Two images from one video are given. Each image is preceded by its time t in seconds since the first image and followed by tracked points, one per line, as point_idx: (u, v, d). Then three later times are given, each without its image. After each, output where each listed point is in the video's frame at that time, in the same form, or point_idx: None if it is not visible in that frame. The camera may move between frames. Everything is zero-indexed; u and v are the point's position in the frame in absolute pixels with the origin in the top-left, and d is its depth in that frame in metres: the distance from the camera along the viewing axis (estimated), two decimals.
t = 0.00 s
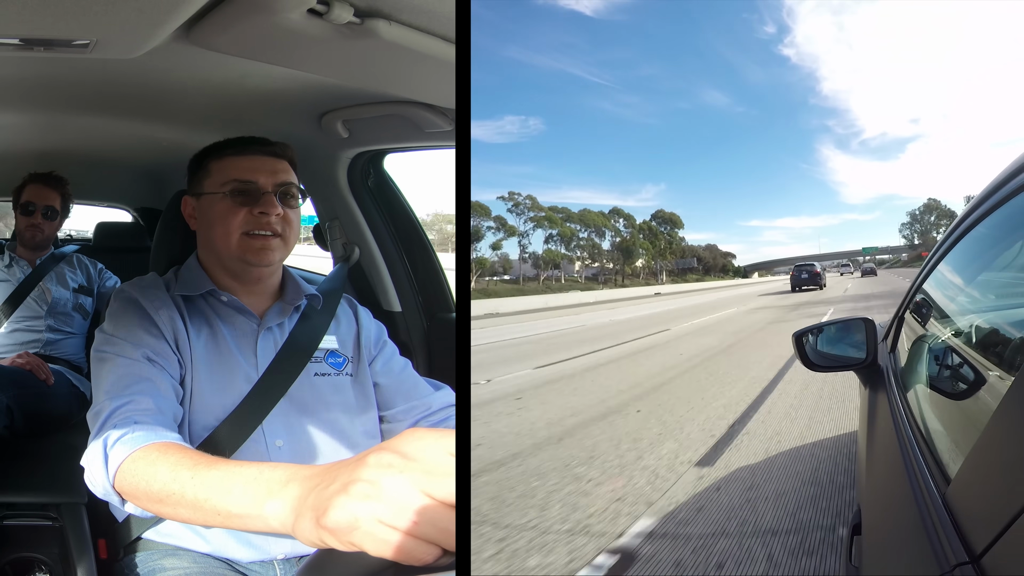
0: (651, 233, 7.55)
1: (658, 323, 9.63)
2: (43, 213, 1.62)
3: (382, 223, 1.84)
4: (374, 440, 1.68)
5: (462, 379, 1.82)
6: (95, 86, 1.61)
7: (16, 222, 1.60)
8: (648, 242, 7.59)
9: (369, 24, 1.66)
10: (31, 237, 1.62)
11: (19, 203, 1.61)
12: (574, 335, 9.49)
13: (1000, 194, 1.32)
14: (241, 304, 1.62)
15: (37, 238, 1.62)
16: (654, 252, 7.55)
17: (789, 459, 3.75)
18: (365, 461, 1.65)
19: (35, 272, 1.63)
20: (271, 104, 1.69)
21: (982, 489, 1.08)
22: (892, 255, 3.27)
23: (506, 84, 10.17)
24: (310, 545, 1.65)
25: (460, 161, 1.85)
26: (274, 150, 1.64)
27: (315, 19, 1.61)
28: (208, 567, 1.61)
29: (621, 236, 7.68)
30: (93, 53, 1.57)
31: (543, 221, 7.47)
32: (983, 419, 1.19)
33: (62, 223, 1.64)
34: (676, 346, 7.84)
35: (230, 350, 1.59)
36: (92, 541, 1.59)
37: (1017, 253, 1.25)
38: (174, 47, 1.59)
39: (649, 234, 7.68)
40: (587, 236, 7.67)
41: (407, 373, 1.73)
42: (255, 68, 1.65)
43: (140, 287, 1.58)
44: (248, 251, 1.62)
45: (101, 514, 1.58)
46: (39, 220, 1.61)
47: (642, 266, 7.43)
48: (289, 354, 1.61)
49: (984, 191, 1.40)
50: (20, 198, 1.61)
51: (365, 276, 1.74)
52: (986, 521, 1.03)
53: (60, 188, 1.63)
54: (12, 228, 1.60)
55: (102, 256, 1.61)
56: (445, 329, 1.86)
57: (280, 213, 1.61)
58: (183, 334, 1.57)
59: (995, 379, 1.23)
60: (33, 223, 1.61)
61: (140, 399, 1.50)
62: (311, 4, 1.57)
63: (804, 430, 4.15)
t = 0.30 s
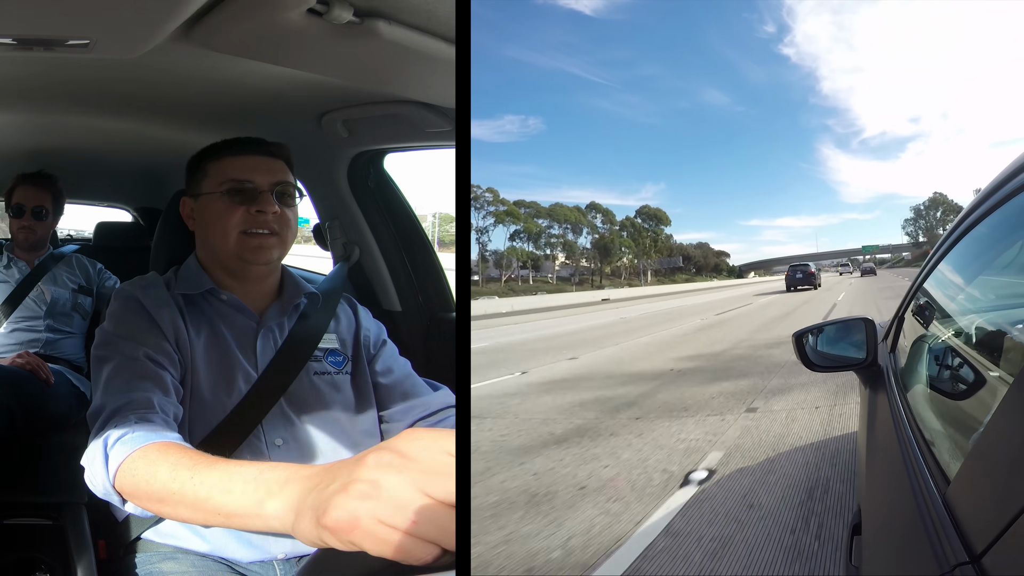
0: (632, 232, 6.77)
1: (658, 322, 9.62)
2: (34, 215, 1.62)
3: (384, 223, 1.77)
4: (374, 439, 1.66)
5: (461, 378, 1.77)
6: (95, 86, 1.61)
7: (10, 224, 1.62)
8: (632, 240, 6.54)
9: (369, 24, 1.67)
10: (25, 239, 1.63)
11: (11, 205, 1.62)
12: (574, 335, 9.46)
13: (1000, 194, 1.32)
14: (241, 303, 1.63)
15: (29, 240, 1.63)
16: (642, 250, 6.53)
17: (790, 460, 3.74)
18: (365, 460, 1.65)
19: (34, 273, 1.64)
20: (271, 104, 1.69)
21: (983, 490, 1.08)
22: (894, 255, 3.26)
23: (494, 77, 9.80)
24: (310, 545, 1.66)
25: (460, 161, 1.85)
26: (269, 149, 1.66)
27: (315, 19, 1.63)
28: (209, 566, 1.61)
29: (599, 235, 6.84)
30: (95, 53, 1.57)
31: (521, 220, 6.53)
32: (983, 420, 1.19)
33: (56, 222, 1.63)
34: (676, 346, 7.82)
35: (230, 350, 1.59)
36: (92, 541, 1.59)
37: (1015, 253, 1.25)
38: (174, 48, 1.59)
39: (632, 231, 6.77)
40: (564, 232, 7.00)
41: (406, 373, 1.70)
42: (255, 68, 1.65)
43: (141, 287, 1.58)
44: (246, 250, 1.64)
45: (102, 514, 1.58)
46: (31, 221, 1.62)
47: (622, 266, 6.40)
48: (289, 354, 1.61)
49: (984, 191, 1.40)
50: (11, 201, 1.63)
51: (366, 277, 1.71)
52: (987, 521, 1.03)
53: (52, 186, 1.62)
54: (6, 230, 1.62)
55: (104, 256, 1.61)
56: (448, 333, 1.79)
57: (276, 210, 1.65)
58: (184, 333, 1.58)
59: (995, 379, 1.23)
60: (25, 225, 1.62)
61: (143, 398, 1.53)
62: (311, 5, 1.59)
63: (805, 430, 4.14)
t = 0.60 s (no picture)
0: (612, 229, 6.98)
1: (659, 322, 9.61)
2: (31, 212, 1.61)
3: (385, 220, 1.77)
4: (375, 440, 1.67)
5: (461, 377, 1.77)
6: (93, 84, 1.61)
7: (10, 223, 1.62)
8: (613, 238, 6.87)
9: (369, 23, 1.70)
10: (25, 237, 1.62)
11: (10, 204, 1.62)
12: (575, 334, 9.45)
13: (1000, 194, 1.31)
14: (241, 301, 1.62)
15: (28, 237, 1.61)
16: (623, 249, 6.82)
17: (790, 461, 3.73)
18: (365, 461, 1.66)
19: (33, 273, 1.60)
20: (271, 103, 1.69)
21: (983, 488, 1.08)
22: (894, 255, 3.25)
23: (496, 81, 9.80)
24: (307, 545, 1.65)
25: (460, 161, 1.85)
26: (267, 149, 1.67)
27: (315, 20, 1.66)
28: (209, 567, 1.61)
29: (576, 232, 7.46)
30: (94, 53, 1.59)
31: (487, 221, 5.42)
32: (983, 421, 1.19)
33: (54, 219, 1.61)
34: (676, 346, 7.81)
35: (230, 349, 1.59)
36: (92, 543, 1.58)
37: (1013, 252, 1.25)
38: (174, 47, 1.61)
39: (615, 228, 6.96)
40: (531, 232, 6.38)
41: (406, 373, 1.72)
42: (254, 67, 1.66)
43: (141, 286, 1.58)
44: (244, 250, 1.65)
45: (100, 514, 1.57)
46: (29, 219, 1.61)
47: (601, 264, 6.68)
48: (289, 354, 1.61)
49: (984, 192, 1.40)
50: (9, 198, 1.63)
51: (366, 276, 1.71)
52: (987, 521, 1.03)
53: (51, 184, 1.61)
54: (6, 229, 1.62)
55: (103, 255, 1.60)
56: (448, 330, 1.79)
57: (272, 210, 1.65)
58: (183, 333, 1.59)
59: (995, 379, 1.23)
60: (24, 223, 1.62)
61: (143, 399, 1.54)
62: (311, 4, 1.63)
63: (805, 431, 4.13)
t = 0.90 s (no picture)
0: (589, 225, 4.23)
1: (660, 323, 9.59)
2: (34, 213, 1.62)
3: (385, 220, 1.78)
4: (377, 441, 1.68)
5: (461, 378, 1.75)
6: (93, 85, 1.61)
7: (12, 224, 1.62)
8: (589, 234, 4.16)
9: (369, 24, 1.70)
10: (27, 238, 1.62)
11: (13, 205, 1.62)
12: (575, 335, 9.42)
13: (1000, 193, 1.31)
14: (241, 303, 1.62)
15: (30, 237, 1.61)
16: (602, 248, 4.16)
17: (789, 462, 3.72)
18: (366, 462, 1.67)
19: (35, 274, 1.61)
20: (271, 103, 1.69)
21: (983, 488, 1.08)
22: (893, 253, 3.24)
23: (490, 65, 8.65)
24: (308, 546, 1.65)
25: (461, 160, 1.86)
26: (268, 151, 1.67)
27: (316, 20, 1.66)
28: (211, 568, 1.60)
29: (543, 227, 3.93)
30: (93, 53, 1.60)
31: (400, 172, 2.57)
32: (982, 421, 1.19)
33: (55, 220, 1.61)
34: (677, 346, 7.78)
35: (231, 351, 1.59)
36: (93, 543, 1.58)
37: (1012, 251, 1.25)
38: (174, 47, 1.61)
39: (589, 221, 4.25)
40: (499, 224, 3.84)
41: (408, 374, 1.72)
42: (255, 67, 1.66)
43: (141, 288, 1.59)
44: (244, 252, 1.65)
45: (100, 515, 1.57)
46: (32, 219, 1.62)
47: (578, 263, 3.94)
48: (291, 354, 1.61)
49: (984, 192, 1.40)
50: (10, 199, 1.63)
51: (366, 276, 1.71)
52: (987, 521, 1.02)
53: (54, 185, 1.61)
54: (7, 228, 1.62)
55: (104, 256, 1.61)
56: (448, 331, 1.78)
57: (274, 214, 1.66)
58: (184, 334, 1.59)
59: (995, 379, 1.23)
60: (26, 223, 1.62)
61: (143, 401, 1.54)
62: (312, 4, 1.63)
63: (804, 431, 4.12)
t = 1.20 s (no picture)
0: (563, 220, 4.05)
1: (662, 322, 9.58)
2: (44, 214, 1.61)
3: (385, 219, 1.78)
4: (377, 439, 1.67)
5: (461, 377, 1.75)
6: (93, 85, 1.62)
7: (19, 224, 1.62)
8: (561, 230, 3.97)
9: (369, 22, 1.70)
10: (34, 239, 1.62)
11: (21, 205, 1.63)
12: (577, 336, 9.42)
13: (1000, 193, 1.31)
14: (241, 303, 1.62)
15: (37, 239, 1.62)
16: (578, 246, 3.99)
17: (790, 462, 3.71)
18: (367, 461, 1.67)
19: (35, 272, 1.61)
20: (270, 102, 1.69)
21: (983, 487, 1.08)
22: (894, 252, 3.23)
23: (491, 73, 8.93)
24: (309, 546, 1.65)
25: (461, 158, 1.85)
26: (268, 150, 1.67)
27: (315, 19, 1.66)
28: (212, 567, 1.60)
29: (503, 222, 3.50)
30: (92, 52, 1.60)
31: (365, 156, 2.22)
32: (982, 422, 1.19)
33: (63, 221, 1.62)
34: (678, 347, 7.78)
35: (230, 350, 1.58)
36: (94, 541, 1.57)
37: (1014, 251, 1.24)
38: (173, 46, 1.62)
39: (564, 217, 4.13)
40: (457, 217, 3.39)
41: (408, 373, 1.72)
42: (254, 66, 1.67)
43: (141, 287, 1.59)
44: (243, 252, 1.64)
45: (101, 515, 1.56)
46: (40, 220, 1.61)
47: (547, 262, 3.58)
48: (291, 354, 1.61)
49: (985, 191, 1.39)
50: (20, 199, 1.63)
51: (365, 275, 1.71)
52: (987, 521, 1.02)
53: (63, 186, 1.62)
54: (13, 228, 1.62)
55: (104, 256, 1.61)
56: (448, 329, 1.78)
57: (272, 212, 1.65)
58: (184, 333, 1.58)
59: (996, 379, 1.23)
60: (34, 224, 1.62)
61: (142, 401, 1.54)
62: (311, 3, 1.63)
63: (804, 431, 4.12)
